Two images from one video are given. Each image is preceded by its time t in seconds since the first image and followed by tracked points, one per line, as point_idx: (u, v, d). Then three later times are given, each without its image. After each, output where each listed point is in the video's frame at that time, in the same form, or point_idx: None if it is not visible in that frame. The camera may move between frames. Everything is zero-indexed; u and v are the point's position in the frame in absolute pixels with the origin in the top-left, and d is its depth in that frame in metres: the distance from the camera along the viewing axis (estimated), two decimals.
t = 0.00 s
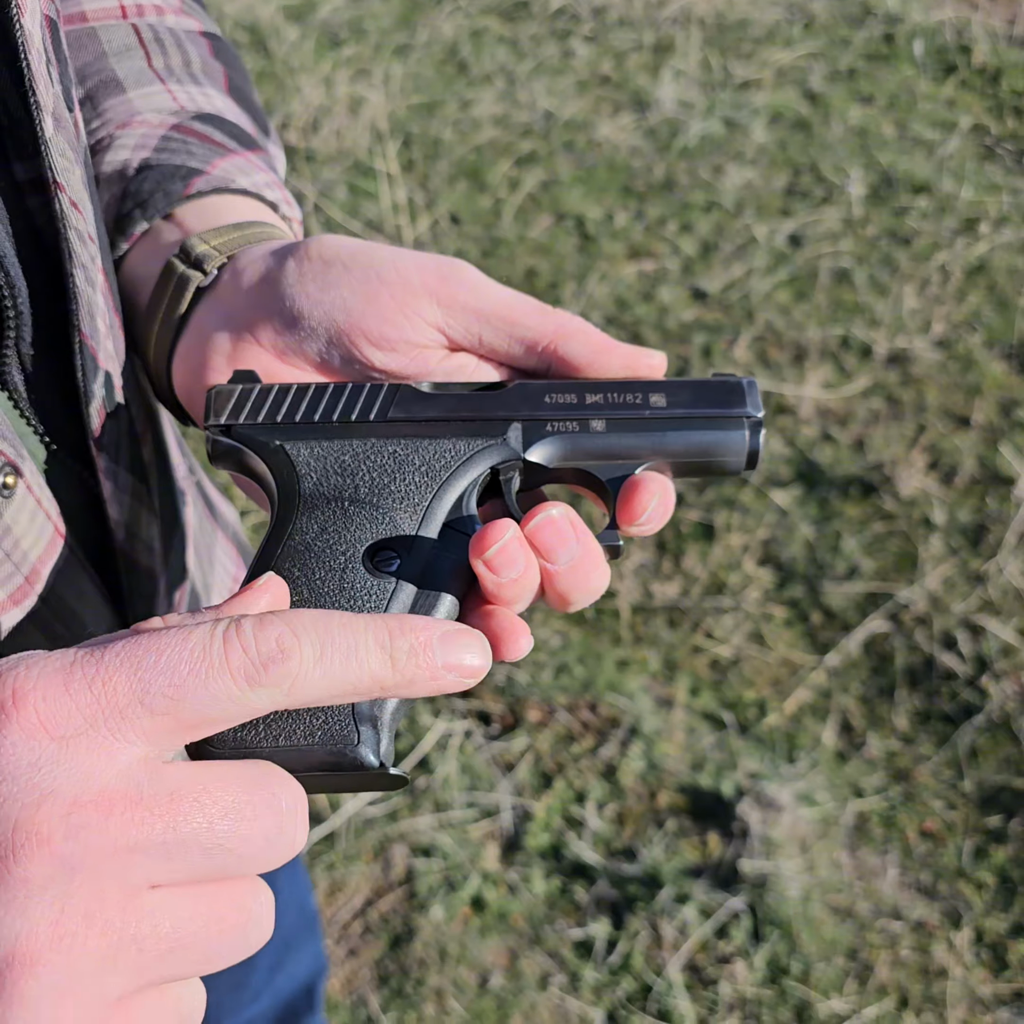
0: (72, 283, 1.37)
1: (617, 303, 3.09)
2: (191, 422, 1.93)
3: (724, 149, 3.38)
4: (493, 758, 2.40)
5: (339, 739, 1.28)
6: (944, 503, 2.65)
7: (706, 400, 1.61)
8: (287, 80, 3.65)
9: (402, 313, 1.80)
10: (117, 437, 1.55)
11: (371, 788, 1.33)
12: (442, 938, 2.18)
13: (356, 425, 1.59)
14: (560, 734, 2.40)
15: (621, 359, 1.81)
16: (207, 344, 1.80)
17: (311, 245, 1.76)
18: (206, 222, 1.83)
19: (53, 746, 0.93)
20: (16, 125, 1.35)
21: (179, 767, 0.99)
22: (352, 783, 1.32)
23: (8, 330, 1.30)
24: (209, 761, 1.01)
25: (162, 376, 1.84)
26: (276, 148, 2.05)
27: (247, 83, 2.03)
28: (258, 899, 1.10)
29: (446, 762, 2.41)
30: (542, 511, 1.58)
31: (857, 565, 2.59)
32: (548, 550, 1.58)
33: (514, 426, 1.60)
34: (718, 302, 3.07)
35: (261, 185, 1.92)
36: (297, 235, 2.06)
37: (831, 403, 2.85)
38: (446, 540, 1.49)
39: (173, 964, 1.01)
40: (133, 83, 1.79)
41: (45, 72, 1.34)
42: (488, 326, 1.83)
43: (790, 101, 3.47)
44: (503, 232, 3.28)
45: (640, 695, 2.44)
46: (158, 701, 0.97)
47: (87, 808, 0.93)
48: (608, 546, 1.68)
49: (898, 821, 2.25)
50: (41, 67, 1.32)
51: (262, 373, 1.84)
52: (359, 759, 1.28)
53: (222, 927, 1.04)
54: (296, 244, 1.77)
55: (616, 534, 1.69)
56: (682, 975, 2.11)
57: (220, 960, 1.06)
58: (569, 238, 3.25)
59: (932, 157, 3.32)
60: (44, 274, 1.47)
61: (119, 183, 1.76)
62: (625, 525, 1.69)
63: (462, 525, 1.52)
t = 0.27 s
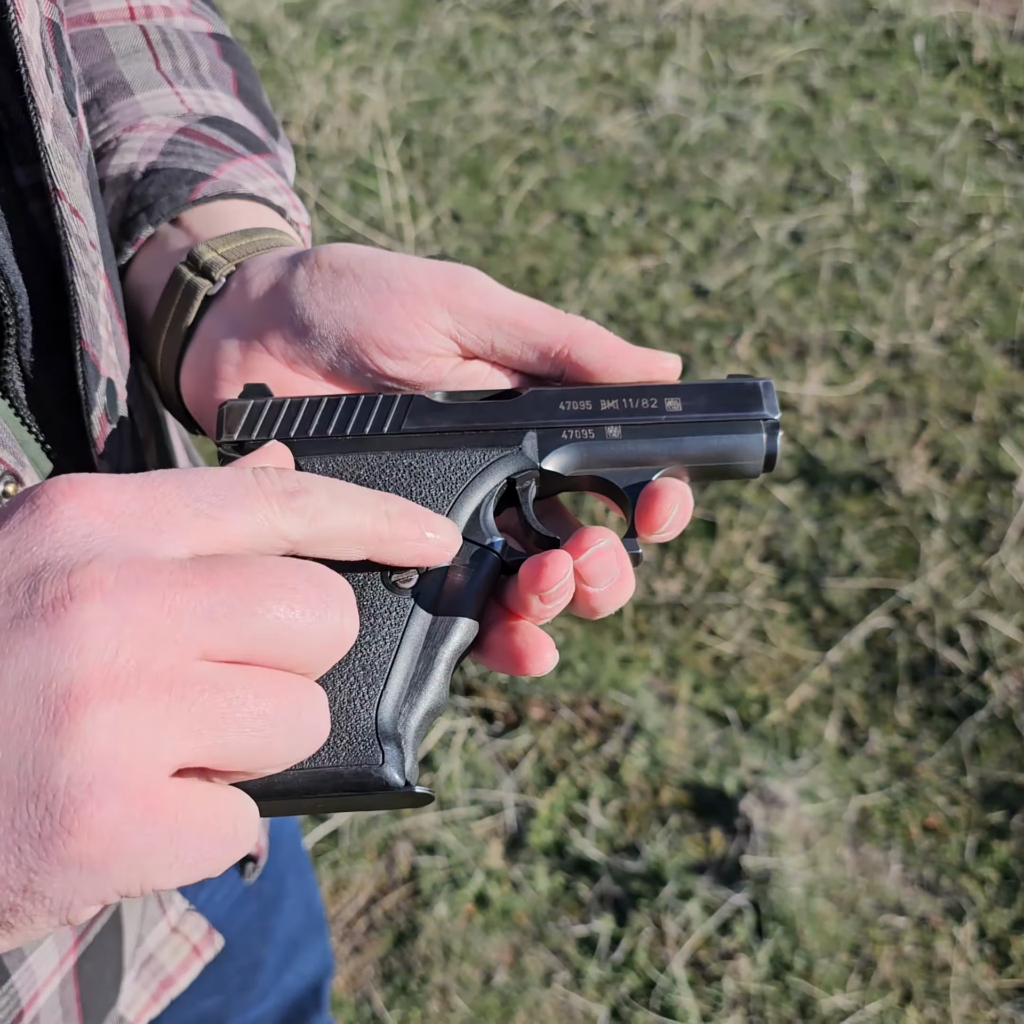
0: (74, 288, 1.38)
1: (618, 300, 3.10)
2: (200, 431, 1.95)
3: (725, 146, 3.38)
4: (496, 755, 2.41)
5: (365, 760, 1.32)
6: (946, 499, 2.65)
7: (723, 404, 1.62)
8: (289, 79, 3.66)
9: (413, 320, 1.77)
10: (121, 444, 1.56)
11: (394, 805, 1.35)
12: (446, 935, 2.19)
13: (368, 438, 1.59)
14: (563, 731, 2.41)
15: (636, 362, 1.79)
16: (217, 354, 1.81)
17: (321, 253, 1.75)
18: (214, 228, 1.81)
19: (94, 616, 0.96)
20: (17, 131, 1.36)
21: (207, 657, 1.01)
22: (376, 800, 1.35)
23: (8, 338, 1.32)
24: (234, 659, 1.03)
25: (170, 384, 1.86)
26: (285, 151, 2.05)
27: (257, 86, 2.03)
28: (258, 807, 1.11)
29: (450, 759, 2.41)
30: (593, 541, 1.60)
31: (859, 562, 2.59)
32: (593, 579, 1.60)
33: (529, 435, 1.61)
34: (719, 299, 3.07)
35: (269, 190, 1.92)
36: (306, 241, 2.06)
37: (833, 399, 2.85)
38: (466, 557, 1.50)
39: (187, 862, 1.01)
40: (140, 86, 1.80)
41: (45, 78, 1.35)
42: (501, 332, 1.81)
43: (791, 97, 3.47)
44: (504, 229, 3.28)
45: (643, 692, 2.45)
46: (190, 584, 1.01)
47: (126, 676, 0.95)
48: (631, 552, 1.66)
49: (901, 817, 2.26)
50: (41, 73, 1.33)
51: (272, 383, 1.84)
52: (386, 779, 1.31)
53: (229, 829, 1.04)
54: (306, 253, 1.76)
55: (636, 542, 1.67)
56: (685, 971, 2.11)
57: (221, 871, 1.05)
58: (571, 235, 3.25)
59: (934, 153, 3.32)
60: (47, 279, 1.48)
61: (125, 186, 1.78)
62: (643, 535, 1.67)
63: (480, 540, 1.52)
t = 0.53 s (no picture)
0: (75, 284, 1.37)
1: (618, 295, 3.09)
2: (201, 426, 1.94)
3: (724, 141, 3.37)
4: (498, 751, 2.40)
5: (364, 752, 1.31)
6: (947, 494, 2.65)
7: (723, 383, 1.57)
8: (287, 75, 3.65)
9: (408, 308, 1.75)
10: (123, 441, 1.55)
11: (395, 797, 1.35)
12: (448, 931, 2.18)
13: (364, 427, 1.59)
14: (565, 727, 2.41)
15: (635, 343, 1.72)
16: (213, 346, 1.82)
17: (314, 243, 1.75)
18: (211, 222, 1.82)
19: (174, 541, 1.00)
20: (17, 127, 1.37)
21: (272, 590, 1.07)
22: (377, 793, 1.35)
23: (9, 331, 1.33)
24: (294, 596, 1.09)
25: (168, 378, 1.86)
26: (283, 145, 2.04)
27: (254, 80, 2.02)
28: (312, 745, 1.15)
29: (451, 756, 2.41)
30: (594, 526, 1.59)
31: (860, 557, 2.59)
32: (594, 567, 1.59)
33: (526, 420, 1.60)
34: (719, 294, 3.06)
35: (266, 184, 1.90)
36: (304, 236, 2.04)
37: (834, 394, 2.85)
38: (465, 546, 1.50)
39: (248, 786, 1.05)
40: (136, 81, 1.79)
41: (45, 73, 1.34)
42: (496, 317, 1.76)
43: (791, 92, 3.47)
44: (504, 225, 3.27)
45: (645, 687, 2.44)
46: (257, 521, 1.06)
47: (205, 599, 1.00)
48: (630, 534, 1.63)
49: (903, 812, 2.25)
50: (40, 68, 1.32)
51: (267, 373, 1.84)
52: (388, 771, 1.32)
53: (288, 760, 1.09)
54: (300, 243, 1.76)
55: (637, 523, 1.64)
56: (688, 967, 2.11)
57: (277, 804, 1.10)
58: (570, 231, 3.25)
59: (933, 148, 3.32)
60: (48, 275, 1.48)
61: (122, 183, 1.77)
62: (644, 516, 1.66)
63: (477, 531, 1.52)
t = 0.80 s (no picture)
0: (74, 283, 1.37)
1: (616, 294, 3.09)
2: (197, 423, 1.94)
3: (722, 139, 3.37)
4: (498, 750, 2.40)
5: (359, 747, 1.31)
6: (947, 491, 2.65)
7: (714, 376, 1.55)
8: (285, 76, 3.66)
9: (400, 303, 1.75)
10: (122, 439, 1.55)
11: (391, 792, 1.35)
12: (449, 930, 2.18)
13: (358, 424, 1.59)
14: (565, 725, 2.41)
15: (627, 334, 1.72)
16: (208, 344, 1.81)
17: (306, 239, 1.74)
18: (204, 220, 1.81)
19: (170, 535, 1.00)
20: (15, 126, 1.36)
21: (264, 580, 1.07)
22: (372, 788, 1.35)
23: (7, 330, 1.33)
24: (284, 585, 1.10)
25: (164, 376, 1.86)
26: (278, 144, 2.04)
27: (248, 78, 2.02)
28: (303, 729, 1.17)
29: (452, 755, 2.41)
30: (581, 519, 1.60)
31: (860, 554, 2.58)
32: (584, 559, 1.60)
33: (518, 415, 1.59)
34: (718, 292, 3.06)
35: (261, 181, 1.91)
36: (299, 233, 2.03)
37: (833, 392, 2.85)
38: (458, 541, 1.49)
39: (243, 774, 1.06)
40: (131, 79, 1.79)
41: (43, 72, 1.34)
42: (488, 311, 1.76)
43: (788, 90, 3.47)
44: (502, 224, 3.27)
45: (645, 685, 2.44)
46: (248, 512, 1.06)
47: (199, 595, 1.01)
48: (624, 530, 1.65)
49: (904, 809, 2.25)
50: (38, 67, 1.32)
51: (262, 370, 1.83)
52: (382, 766, 1.32)
53: (281, 745, 1.10)
54: (292, 240, 1.75)
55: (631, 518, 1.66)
56: (689, 964, 2.11)
57: (271, 786, 1.11)
58: (568, 229, 3.25)
59: (931, 145, 3.31)
60: (46, 274, 1.47)
61: (117, 181, 1.77)
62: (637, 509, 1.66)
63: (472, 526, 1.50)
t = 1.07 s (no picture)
0: (72, 286, 1.38)
1: (613, 292, 3.09)
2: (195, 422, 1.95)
3: (718, 137, 3.38)
4: (497, 748, 2.41)
5: (352, 744, 1.31)
6: (943, 487, 2.66)
7: (708, 374, 1.56)
8: (280, 76, 3.66)
9: (395, 303, 1.76)
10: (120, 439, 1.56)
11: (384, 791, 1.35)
12: (450, 928, 2.19)
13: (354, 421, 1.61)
14: (564, 724, 2.41)
15: (622, 334, 1.72)
16: (205, 343, 1.82)
17: (303, 239, 1.75)
18: (201, 221, 1.81)
19: (174, 543, 1.01)
20: (12, 130, 1.36)
21: (268, 582, 1.08)
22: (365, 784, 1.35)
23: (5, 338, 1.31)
24: (287, 587, 1.10)
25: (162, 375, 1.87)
26: (275, 145, 2.05)
27: (245, 80, 2.03)
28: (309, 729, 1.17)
29: (451, 753, 2.42)
30: (574, 518, 1.58)
31: (857, 550, 2.59)
32: (577, 557, 1.60)
33: (512, 414, 1.60)
34: (714, 290, 3.07)
35: (258, 181, 1.92)
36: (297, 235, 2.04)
37: (829, 389, 2.85)
38: (449, 542, 1.50)
39: (249, 776, 1.07)
40: (128, 81, 1.79)
41: (39, 76, 1.34)
42: (484, 310, 1.77)
43: (783, 88, 3.47)
44: (498, 223, 3.28)
45: (643, 683, 2.45)
46: (250, 517, 1.07)
47: (205, 600, 1.01)
48: (616, 529, 1.66)
49: (902, 805, 2.26)
50: (35, 72, 1.32)
51: (258, 370, 1.84)
52: (374, 763, 1.31)
53: (286, 747, 1.11)
54: (288, 240, 1.76)
55: (622, 518, 1.67)
56: (689, 961, 2.12)
57: (277, 788, 1.12)
58: (564, 228, 3.25)
59: (926, 141, 3.32)
60: (44, 277, 1.47)
61: (115, 183, 1.78)
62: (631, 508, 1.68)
63: (468, 525, 1.52)
